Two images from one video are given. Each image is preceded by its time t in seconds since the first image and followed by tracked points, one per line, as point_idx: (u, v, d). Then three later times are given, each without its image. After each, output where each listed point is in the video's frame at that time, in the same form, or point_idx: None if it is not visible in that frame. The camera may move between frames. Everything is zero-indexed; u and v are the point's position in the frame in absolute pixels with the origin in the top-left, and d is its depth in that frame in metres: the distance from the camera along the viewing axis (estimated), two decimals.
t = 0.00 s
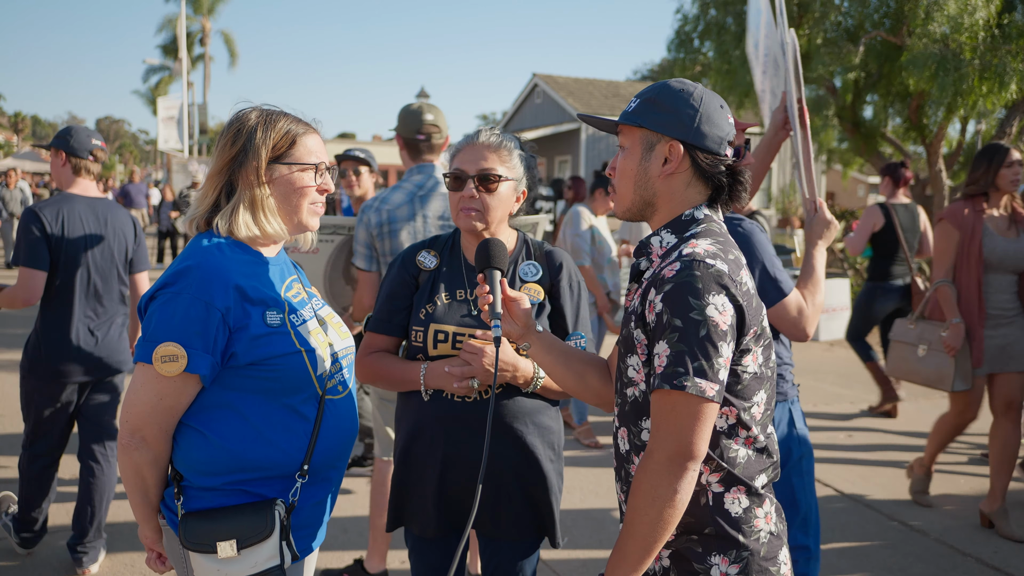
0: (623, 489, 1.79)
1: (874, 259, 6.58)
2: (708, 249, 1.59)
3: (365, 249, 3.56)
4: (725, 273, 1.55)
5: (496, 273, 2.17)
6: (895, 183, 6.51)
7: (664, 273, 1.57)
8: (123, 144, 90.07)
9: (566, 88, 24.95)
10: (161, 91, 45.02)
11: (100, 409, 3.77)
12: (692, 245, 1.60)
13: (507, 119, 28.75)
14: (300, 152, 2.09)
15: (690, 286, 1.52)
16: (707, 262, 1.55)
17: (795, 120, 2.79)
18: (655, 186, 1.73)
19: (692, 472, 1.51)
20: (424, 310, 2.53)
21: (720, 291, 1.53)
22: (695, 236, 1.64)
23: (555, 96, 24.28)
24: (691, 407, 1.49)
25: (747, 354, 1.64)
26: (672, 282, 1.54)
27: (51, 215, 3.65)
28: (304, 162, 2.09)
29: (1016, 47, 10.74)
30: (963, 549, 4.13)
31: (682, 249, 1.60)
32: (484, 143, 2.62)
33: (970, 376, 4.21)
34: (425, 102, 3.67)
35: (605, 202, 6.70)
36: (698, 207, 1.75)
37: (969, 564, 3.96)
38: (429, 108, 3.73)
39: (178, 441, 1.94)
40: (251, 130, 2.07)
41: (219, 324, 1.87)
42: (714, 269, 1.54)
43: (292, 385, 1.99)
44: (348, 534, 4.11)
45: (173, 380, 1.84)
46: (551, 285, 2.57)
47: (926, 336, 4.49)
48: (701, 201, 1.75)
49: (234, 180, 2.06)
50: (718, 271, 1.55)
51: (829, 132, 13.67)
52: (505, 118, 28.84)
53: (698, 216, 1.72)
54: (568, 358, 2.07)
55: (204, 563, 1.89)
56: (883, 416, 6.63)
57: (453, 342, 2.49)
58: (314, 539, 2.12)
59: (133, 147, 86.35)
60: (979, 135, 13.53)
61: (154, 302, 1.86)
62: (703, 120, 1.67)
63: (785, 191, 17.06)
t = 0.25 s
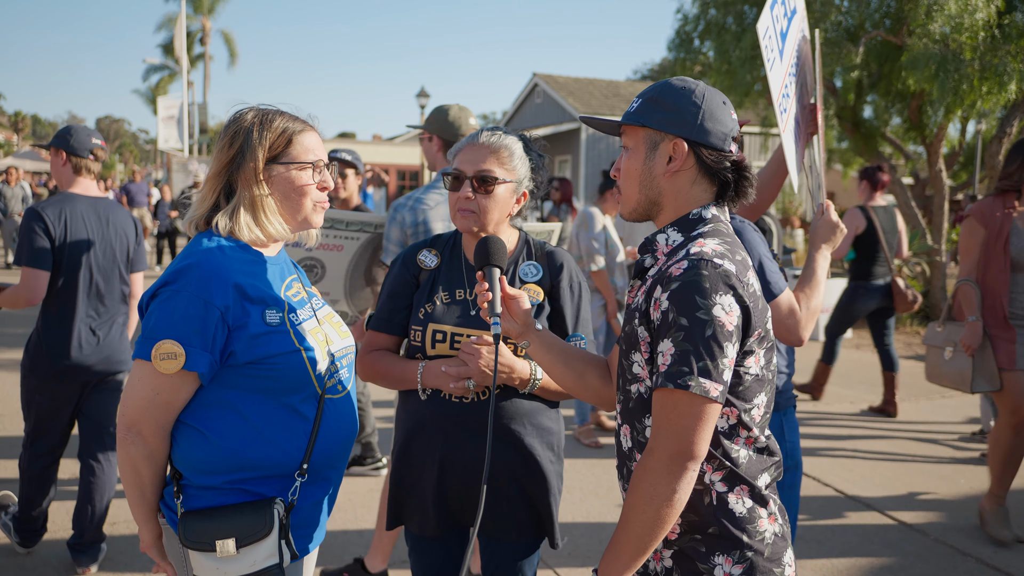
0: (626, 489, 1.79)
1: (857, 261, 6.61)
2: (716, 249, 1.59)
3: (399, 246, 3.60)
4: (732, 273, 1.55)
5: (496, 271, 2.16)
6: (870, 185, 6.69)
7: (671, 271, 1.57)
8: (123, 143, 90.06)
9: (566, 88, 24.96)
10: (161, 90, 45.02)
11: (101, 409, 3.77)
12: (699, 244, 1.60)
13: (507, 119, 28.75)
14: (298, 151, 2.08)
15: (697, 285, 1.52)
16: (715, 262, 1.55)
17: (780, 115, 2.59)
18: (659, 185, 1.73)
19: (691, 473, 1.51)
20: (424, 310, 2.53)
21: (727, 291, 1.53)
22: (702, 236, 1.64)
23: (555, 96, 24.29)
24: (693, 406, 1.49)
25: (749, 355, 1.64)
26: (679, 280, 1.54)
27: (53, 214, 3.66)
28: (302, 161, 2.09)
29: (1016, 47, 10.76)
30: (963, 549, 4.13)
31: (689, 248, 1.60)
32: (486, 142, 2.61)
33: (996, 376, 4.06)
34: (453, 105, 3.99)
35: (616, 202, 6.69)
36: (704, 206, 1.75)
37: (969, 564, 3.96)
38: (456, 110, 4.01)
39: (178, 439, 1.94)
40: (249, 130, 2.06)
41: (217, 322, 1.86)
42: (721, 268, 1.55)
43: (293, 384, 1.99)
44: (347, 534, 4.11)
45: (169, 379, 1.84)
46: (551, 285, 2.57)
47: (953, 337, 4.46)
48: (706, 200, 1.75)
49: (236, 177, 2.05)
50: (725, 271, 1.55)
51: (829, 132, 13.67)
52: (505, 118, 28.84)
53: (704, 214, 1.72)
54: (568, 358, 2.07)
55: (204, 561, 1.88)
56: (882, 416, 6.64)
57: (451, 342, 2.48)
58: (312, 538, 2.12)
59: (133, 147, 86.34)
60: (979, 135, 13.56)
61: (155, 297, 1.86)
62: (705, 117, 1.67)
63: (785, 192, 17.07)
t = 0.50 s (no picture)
0: (625, 486, 1.79)
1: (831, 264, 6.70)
2: (719, 249, 1.59)
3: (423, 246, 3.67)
4: (735, 274, 1.55)
5: (495, 272, 2.16)
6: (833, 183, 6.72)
7: (674, 271, 1.57)
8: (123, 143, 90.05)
9: (566, 87, 24.95)
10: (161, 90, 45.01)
11: (101, 408, 3.77)
12: (703, 244, 1.60)
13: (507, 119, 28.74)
14: (271, 146, 2.06)
15: (700, 286, 1.52)
16: (718, 263, 1.55)
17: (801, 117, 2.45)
18: (662, 183, 1.73)
19: (694, 473, 1.51)
20: (424, 309, 2.52)
21: (731, 292, 1.53)
22: (705, 236, 1.64)
23: (555, 96, 24.29)
24: (696, 407, 1.49)
25: (752, 355, 1.63)
26: (683, 280, 1.54)
27: (53, 214, 3.66)
28: (272, 153, 2.05)
29: (1016, 46, 10.74)
30: (964, 549, 4.13)
31: (693, 248, 1.60)
32: (489, 143, 2.61)
33: None
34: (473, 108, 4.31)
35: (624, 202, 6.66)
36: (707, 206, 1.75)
37: (970, 563, 3.96)
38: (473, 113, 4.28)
39: (176, 435, 1.95)
40: (225, 130, 2.08)
41: (205, 314, 1.86)
42: (725, 269, 1.54)
43: (290, 380, 1.99)
44: (348, 534, 4.11)
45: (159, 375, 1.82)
46: (552, 286, 2.57)
47: (979, 346, 4.47)
48: (709, 200, 1.75)
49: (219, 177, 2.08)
50: (728, 272, 1.55)
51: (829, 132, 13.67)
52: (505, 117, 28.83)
53: (707, 214, 1.71)
54: (569, 357, 2.06)
55: (200, 557, 1.83)
56: (883, 416, 6.64)
57: (451, 342, 2.48)
58: (314, 534, 2.13)
59: (133, 146, 86.33)
60: (979, 134, 13.55)
61: (154, 286, 1.87)
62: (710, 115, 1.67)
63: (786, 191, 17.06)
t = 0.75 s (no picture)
0: (619, 485, 1.79)
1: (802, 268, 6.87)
2: (724, 250, 1.59)
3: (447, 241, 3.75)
4: (742, 275, 1.55)
5: (493, 271, 2.15)
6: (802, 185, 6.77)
7: (680, 272, 1.56)
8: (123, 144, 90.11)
9: (566, 88, 24.96)
10: (161, 91, 45.01)
11: (100, 409, 3.76)
12: (708, 245, 1.60)
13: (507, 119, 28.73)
14: (245, 143, 2.07)
15: (707, 287, 1.51)
16: (725, 263, 1.55)
17: (828, 126, 2.30)
18: (666, 185, 1.73)
19: (700, 474, 1.50)
20: (425, 310, 2.52)
21: (738, 293, 1.53)
22: (710, 236, 1.64)
23: (555, 96, 24.31)
24: (702, 407, 1.49)
25: (752, 357, 1.63)
26: (689, 281, 1.53)
27: (53, 215, 3.65)
28: (245, 154, 2.05)
29: (1016, 48, 10.76)
30: (964, 549, 4.12)
31: (698, 249, 1.59)
32: (492, 142, 2.60)
33: None
34: (489, 108, 4.39)
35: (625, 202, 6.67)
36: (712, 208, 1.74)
37: (969, 564, 3.96)
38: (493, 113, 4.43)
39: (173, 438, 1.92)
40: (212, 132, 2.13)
41: (191, 312, 1.85)
42: (731, 270, 1.54)
43: (280, 375, 1.98)
44: (347, 534, 4.11)
45: (148, 372, 1.79)
46: (554, 287, 2.57)
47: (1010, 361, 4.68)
48: (713, 201, 1.75)
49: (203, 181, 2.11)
50: (735, 273, 1.54)
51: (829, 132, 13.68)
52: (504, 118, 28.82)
53: (711, 215, 1.71)
54: (567, 356, 2.07)
55: (187, 554, 1.81)
56: (882, 417, 6.64)
57: (452, 343, 2.47)
58: (315, 531, 2.12)
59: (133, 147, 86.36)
60: (978, 135, 13.57)
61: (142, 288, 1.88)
62: (711, 117, 1.67)
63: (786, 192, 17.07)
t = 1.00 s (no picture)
0: (602, 481, 1.78)
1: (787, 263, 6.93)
2: (734, 254, 1.59)
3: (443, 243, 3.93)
4: (751, 279, 1.56)
5: (490, 267, 2.14)
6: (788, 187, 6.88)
7: (690, 272, 1.56)
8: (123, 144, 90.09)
9: (566, 88, 24.97)
10: (161, 91, 45.03)
11: (100, 408, 3.76)
12: (718, 247, 1.60)
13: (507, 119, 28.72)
14: (230, 147, 2.09)
15: (716, 289, 1.51)
16: (735, 267, 1.55)
17: (797, 129, 2.35)
18: (677, 187, 1.73)
19: (696, 475, 1.50)
20: (426, 308, 2.52)
21: (746, 297, 1.53)
22: (719, 239, 1.64)
23: (555, 96, 24.30)
24: (706, 409, 1.49)
25: (752, 363, 1.63)
26: (699, 282, 1.53)
27: (54, 214, 3.66)
28: (228, 158, 2.08)
29: (1016, 48, 10.76)
30: (963, 549, 4.12)
31: (708, 251, 1.59)
32: (495, 142, 2.60)
33: None
34: (497, 108, 4.39)
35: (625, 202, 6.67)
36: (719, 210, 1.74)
37: (968, 564, 3.95)
38: (498, 113, 4.44)
39: (165, 432, 1.95)
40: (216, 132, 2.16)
41: (170, 305, 1.86)
42: (741, 274, 1.55)
43: (259, 372, 1.96)
44: (348, 535, 4.11)
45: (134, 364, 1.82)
46: (555, 287, 2.57)
47: None
48: (721, 204, 1.75)
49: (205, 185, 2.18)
50: (744, 277, 1.55)
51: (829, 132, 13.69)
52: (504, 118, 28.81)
53: (719, 217, 1.71)
54: (562, 355, 2.09)
55: (163, 547, 1.84)
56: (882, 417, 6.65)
57: (453, 342, 2.47)
58: (314, 529, 2.09)
59: (133, 147, 86.34)
60: (978, 135, 13.58)
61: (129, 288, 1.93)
62: (722, 117, 1.68)
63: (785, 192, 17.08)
